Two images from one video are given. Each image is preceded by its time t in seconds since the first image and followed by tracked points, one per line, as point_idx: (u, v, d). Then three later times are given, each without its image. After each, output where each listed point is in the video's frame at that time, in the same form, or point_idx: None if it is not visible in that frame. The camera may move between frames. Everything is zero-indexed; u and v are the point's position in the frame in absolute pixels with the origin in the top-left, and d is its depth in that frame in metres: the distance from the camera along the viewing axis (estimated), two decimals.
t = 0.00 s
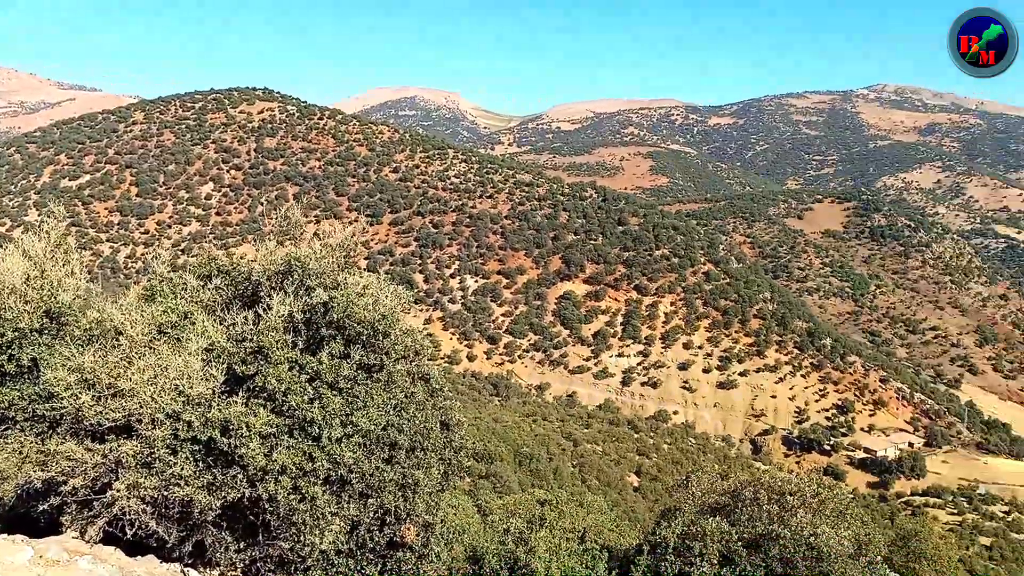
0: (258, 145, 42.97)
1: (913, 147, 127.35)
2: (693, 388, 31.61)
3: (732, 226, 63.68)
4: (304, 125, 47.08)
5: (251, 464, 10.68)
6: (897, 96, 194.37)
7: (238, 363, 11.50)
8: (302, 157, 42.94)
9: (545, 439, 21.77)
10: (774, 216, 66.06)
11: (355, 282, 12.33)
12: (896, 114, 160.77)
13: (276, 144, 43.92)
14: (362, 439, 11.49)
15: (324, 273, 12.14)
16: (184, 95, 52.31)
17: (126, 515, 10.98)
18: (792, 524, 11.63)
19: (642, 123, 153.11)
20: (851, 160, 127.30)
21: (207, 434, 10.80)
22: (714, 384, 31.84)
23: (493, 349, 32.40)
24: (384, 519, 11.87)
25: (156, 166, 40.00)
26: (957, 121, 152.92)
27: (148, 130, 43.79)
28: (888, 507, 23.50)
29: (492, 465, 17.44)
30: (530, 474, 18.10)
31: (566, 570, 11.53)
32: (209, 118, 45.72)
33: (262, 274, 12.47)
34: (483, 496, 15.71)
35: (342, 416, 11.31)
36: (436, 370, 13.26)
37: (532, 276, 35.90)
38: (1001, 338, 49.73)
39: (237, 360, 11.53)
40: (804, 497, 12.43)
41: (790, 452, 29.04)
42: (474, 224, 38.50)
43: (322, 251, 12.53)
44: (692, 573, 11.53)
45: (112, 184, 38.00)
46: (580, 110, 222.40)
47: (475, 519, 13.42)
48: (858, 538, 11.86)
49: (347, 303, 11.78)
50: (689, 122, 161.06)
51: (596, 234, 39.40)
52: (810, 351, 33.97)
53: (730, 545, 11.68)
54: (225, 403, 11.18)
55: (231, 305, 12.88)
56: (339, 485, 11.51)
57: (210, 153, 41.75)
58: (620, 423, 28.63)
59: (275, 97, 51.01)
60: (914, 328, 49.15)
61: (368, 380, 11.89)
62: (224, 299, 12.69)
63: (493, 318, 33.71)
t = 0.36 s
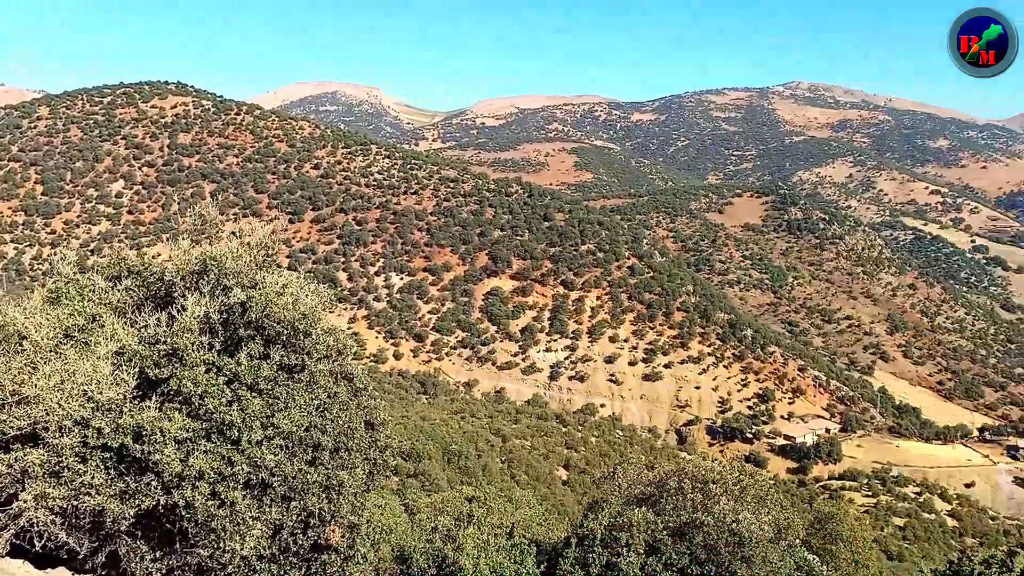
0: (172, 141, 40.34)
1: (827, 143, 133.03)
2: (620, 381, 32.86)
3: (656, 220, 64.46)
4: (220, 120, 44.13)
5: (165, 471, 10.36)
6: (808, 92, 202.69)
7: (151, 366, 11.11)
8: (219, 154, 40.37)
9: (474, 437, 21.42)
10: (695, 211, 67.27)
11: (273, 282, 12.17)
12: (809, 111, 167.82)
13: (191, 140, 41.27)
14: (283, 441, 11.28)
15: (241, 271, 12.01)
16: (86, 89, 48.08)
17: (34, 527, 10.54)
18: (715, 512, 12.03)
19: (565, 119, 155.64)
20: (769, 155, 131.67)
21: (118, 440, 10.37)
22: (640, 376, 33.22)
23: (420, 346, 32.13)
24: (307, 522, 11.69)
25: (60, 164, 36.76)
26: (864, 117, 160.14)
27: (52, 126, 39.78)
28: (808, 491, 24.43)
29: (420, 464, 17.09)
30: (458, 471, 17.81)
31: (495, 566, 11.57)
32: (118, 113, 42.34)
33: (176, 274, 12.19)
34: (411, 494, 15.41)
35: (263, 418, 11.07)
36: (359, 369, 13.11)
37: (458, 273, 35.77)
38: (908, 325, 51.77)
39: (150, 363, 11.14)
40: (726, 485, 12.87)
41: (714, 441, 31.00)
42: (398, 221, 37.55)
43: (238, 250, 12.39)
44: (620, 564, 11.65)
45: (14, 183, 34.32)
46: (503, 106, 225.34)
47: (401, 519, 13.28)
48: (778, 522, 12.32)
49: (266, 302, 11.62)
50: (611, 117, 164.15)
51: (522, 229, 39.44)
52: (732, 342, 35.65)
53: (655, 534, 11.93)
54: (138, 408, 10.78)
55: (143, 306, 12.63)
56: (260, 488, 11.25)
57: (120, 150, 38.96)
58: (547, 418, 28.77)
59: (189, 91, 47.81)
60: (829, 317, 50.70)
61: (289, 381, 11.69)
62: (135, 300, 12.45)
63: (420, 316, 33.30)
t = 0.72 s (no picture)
0: (72, 139, 37.45)
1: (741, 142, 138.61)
2: (540, 378, 33.10)
3: (576, 219, 64.30)
4: (120, 118, 41.21)
5: (65, 483, 9.89)
6: (720, 92, 208.51)
7: (47, 374, 10.48)
8: (123, 153, 37.67)
9: (394, 438, 20.94)
10: (612, 209, 67.54)
11: (179, 284, 11.93)
12: (718, 108, 172.43)
13: (92, 138, 38.38)
14: (192, 449, 10.95)
15: (145, 275, 11.87)
16: None
17: None
18: (633, 506, 12.25)
19: (481, 118, 155.27)
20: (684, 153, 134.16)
21: (15, 453, 9.62)
22: (560, 373, 33.49)
23: (336, 349, 31.61)
24: (218, 531, 11.44)
25: None
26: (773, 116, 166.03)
27: None
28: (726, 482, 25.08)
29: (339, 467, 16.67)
30: (378, 472, 17.55)
31: (415, 568, 11.59)
32: (12, 110, 38.98)
33: (74, 277, 11.84)
34: (329, 498, 15.07)
35: (170, 426, 10.75)
36: (272, 373, 12.77)
37: (376, 273, 35.18)
38: (817, 318, 53.31)
39: (46, 371, 10.51)
40: (644, 478, 13.09)
41: (633, 435, 31.58)
42: (313, 220, 36.42)
43: (141, 253, 12.23)
44: (540, 561, 11.75)
45: None
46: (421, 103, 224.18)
47: (319, 526, 13.09)
48: (694, 513, 12.63)
49: (172, 306, 11.37)
50: (527, 115, 162.30)
51: (441, 228, 39.77)
52: (650, 337, 36.76)
53: (576, 530, 12.11)
54: (33, 418, 10.06)
55: (40, 311, 11.96)
56: (168, 498, 10.89)
57: (13, 149, 35.79)
58: (468, 417, 28.52)
59: (88, 89, 44.84)
60: (743, 311, 51.62)
61: (198, 387, 11.36)
62: (29, 306, 11.76)
63: (336, 317, 32.82)
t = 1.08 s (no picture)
0: None
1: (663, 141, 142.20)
2: (467, 378, 33.84)
3: (500, 217, 63.37)
4: (23, 114, 36.44)
5: None
6: (642, 93, 212.71)
7: None
8: (24, 150, 33.30)
9: (316, 441, 20.61)
10: (537, 207, 67.33)
11: (84, 288, 11.56)
12: (640, 108, 175.94)
13: None
14: (101, 459, 10.57)
15: (47, 278, 11.55)
16: None
17: None
18: (559, 502, 12.37)
19: (404, 115, 153.56)
20: (606, 152, 137.05)
21: None
22: (488, 372, 34.30)
23: (257, 352, 30.92)
24: (130, 543, 11.01)
25: None
26: (693, 117, 172.33)
27: None
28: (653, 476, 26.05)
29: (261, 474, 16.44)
30: (300, 477, 17.39)
31: (338, 572, 11.50)
32: None
33: None
34: (249, 505, 14.78)
35: (77, 435, 10.36)
36: (185, 378, 12.47)
37: (297, 274, 34.43)
38: (737, 313, 54.65)
39: None
40: (569, 475, 13.25)
41: (560, 432, 32.23)
42: (230, 220, 34.94)
43: (41, 256, 11.90)
44: (465, 562, 11.74)
45: None
46: (342, 98, 219.31)
47: (239, 534, 12.80)
48: (619, 508, 12.89)
49: (77, 310, 10.98)
50: (451, 113, 161.43)
51: (364, 228, 39.39)
52: (575, 335, 37.81)
53: (502, 528, 12.18)
54: None
55: None
56: (76, 510, 10.38)
57: None
58: (394, 418, 28.32)
59: None
60: (665, 308, 52.64)
61: (106, 394, 10.98)
62: None
63: (256, 319, 32.01)
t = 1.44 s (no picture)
0: None
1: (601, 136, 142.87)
2: (409, 374, 33.75)
3: (440, 213, 63.48)
4: None
5: None
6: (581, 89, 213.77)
7: None
8: None
9: (253, 441, 20.38)
10: (478, 203, 66.71)
11: (3, 287, 11.28)
12: (579, 104, 178.11)
13: None
14: (26, 464, 10.19)
15: None
16: None
17: None
18: (501, 498, 12.41)
19: (342, 109, 150.30)
20: (546, 148, 138.11)
21: None
22: (429, 369, 34.31)
23: (191, 351, 30.49)
24: (58, 549, 10.67)
25: None
26: (631, 113, 175.22)
27: None
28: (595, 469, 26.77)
29: (195, 476, 16.46)
30: (239, 479, 17.36)
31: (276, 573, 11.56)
32: None
33: None
34: (183, 508, 14.66)
35: None
36: (114, 380, 12.22)
37: (233, 271, 33.77)
38: (677, 307, 55.85)
39: None
40: (511, 469, 13.24)
41: (503, 427, 32.43)
42: (161, 216, 34.13)
43: None
44: (407, 560, 11.73)
45: None
46: (277, 92, 215.58)
47: (172, 537, 12.51)
48: (560, 502, 13.11)
49: None
50: (390, 108, 158.50)
51: (301, 224, 38.52)
52: (517, 330, 38.09)
53: (444, 525, 12.14)
54: None
55: None
56: None
57: None
58: (334, 417, 28.20)
59: None
60: (607, 302, 53.30)
61: (28, 398, 10.68)
62: None
63: (189, 318, 31.58)
